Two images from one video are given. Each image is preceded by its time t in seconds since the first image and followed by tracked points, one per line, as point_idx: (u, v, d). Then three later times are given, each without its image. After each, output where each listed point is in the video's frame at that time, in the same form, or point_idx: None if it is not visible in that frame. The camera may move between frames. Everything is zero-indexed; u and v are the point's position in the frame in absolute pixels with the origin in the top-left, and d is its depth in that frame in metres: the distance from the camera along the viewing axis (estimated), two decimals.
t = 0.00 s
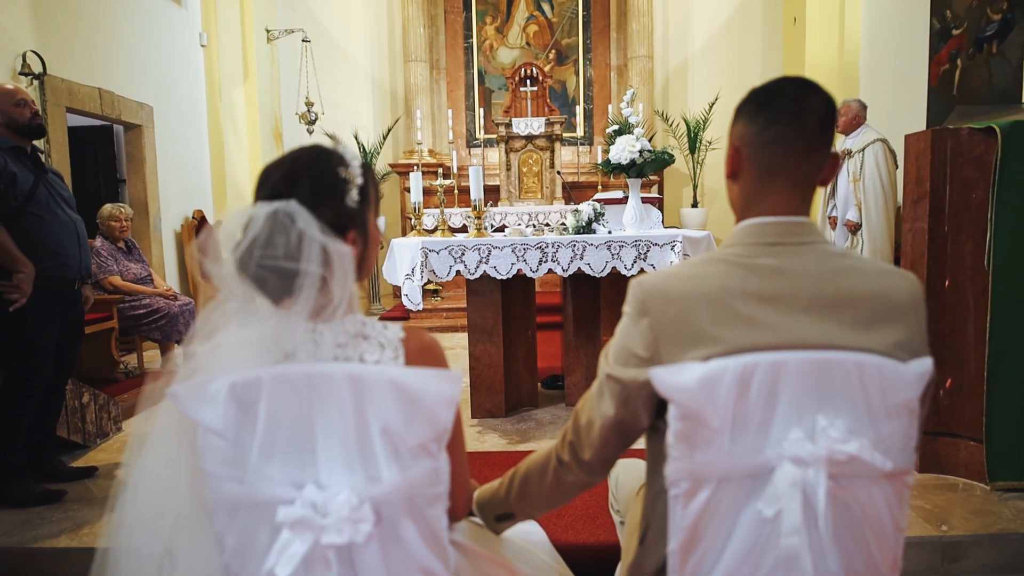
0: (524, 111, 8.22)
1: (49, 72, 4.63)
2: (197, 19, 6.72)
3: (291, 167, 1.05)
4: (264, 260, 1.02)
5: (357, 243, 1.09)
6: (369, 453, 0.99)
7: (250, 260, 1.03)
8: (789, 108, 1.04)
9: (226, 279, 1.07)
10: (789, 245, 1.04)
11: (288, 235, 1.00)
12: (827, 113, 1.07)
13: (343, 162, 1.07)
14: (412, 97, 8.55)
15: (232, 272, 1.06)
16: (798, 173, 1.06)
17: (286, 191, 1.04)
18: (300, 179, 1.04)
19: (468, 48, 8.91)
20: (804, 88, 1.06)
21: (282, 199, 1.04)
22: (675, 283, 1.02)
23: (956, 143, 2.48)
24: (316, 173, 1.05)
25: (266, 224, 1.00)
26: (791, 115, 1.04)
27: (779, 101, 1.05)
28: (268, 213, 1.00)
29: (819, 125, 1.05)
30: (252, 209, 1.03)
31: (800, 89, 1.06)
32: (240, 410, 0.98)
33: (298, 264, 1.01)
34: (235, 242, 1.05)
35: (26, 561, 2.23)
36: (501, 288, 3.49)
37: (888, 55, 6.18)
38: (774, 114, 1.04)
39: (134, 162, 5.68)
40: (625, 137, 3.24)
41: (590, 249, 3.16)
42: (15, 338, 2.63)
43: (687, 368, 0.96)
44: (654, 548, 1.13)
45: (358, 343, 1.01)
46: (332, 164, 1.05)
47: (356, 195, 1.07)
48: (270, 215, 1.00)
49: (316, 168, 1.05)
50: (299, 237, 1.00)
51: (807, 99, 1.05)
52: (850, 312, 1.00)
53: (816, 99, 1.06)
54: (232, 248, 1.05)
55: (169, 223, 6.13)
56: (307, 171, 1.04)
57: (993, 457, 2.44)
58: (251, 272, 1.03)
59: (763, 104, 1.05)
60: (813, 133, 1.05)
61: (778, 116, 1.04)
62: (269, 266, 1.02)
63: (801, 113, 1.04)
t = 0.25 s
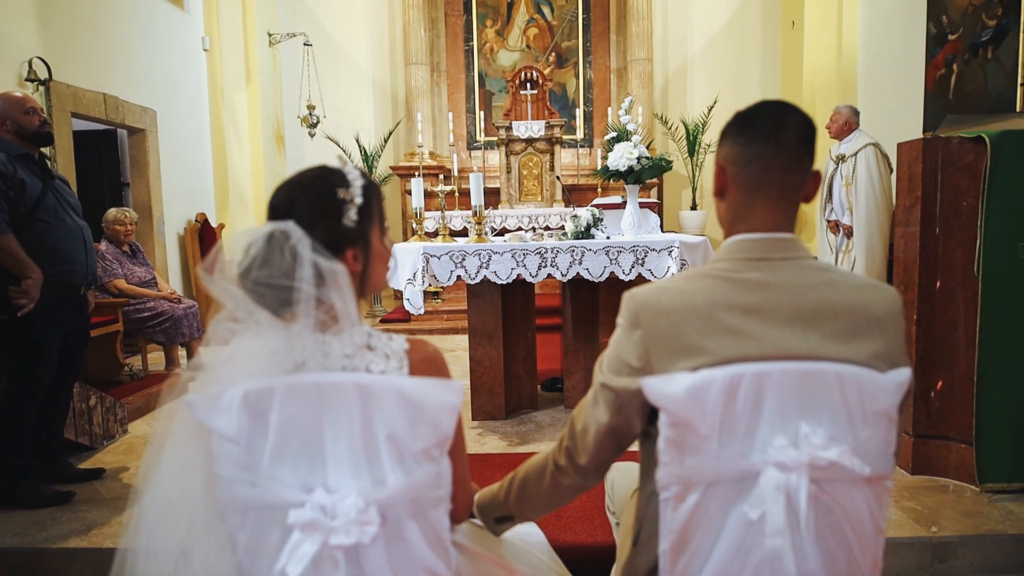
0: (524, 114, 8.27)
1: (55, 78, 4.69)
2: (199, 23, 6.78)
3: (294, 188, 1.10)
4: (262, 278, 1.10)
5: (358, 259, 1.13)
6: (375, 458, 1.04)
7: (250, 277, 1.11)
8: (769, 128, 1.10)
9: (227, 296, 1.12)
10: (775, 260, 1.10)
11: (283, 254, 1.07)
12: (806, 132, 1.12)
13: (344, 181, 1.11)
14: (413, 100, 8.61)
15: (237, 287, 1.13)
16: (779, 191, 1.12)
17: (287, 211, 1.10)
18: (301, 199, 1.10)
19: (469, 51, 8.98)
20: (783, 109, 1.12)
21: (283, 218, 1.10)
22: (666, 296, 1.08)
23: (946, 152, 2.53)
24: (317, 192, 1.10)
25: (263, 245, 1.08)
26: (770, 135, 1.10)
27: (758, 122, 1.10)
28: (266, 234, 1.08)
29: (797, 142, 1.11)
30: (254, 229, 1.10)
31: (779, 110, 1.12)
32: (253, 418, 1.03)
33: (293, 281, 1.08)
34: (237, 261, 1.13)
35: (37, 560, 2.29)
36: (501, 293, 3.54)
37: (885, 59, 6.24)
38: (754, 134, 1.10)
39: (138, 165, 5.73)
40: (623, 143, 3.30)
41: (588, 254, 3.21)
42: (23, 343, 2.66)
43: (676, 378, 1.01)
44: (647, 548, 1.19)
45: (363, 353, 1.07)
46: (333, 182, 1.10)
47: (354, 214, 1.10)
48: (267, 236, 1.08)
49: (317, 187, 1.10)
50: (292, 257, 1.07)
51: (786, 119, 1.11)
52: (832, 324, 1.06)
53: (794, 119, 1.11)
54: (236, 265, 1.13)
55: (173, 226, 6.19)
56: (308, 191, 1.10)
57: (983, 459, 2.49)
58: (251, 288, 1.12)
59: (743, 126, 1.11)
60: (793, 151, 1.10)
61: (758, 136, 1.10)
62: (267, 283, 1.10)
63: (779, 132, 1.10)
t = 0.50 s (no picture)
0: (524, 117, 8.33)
1: (60, 83, 4.75)
2: (202, 28, 6.84)
3: (302, 203, 1.16)
4: (270, 290, 1.16)
5: (362, 272, 1.17)
6: (381, 462, 1.09)
7: (259, 289, 1.16)
8: (755, 146, 1.15)
9: (237, 308, 1.17)
10: (763, 272, 1.15)
11: (290, 267, 1.12)
12: (791, 149, 1.18)
13: (349, 198, 1.16)
14: (413, 102, 8.67)
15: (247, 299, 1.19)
16: (766, 206, 1.17)
17: (294, 226, 1.15)
18: (308, 214, 1.15)
19: (469, 54, 9.04)
20: (769, 128, 1.17)
21: (291, 233, 1.16)
22: (659, 307, 1.13)
23: (938, 160, 2.58)
24: (323, 208, 1.15)
25: (271, 258, 1.13)
26: (756, 152, 1.15)
27: (745, 140, 1.16)
28: (273, 248, 1.13)
29: (784, 160, 1.16)
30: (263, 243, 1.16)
31: (766, 129, 1.17)
32: (265, 424, 1.08)
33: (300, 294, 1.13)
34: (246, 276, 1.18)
35: (47, 559, 2.34)
36: (501, 296, 3.59)
37: (883, 63, 6.29)
38: (741, 152, 1.15)
39: (142, 168, 5.79)
40: (621, 150, 3.35)
41: (587, 259, 3.26)
42: (27, 347, 2.67)
43: (668, 385, 1.06)
44: (641, 548, 1.24)
45: (369, 362, 1.12)
46: (339, 198, 1.15)
47: (358, 228, 1.15)
48: (274, 249, 1.13)
49: (323, 202, 1.15)
50: (299, 270, 1.12)
51: (772, 138, 1.16)
52: (817, 334, 1.11)
53: (779, 138, 1.16)
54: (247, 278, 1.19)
55: (176, 228, 6.24)
56: (314, 206, 1.15)
57: (973, 461, 2.54)
58: (261, 300, 1.17)
59: (731, 144, 1.17)
60: (778, 167, 1.15)
61: (745, 153, 1.15)
62: (274, 295, 1.15)
63: (765, 150, 1.15)
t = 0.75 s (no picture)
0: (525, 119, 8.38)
1: (65, 89, 4.80)
2: (204, 31, 6.89)
3: (312, 218, 1.21)
4: (283, 301, 1.21)
5: (369, 284, 1.23)
6: (389, 466, 1.15)
7: (272, 301, 1.22)
8: (745, 163, 1.21)
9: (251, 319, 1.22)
10: (753, 284, 1.20)
11: (302, 279, 1.18)
12: (779, 167, 1.23)
13: (357, 213, 1.21)
14: (414, 105, 8.72)
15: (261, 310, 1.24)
16: (755, 220, 1.22)
17: (305, 240, 1.21)
18: (318, 229, 1.20)
19: (470, 56, 9.09)
20: (757, 146, 1.22)
21: (302, 247, 1.21)
22: (653, 318, 1.18)
23: (930, 168, 2.64)
24: (332, 223, 1.20)
25: (283, 270, 1.19)
26: (745, 170, 1.20)
27: (735, 158, 1.21)
28: (286, 261, 1.19)
29: (772, 177, 1.21)
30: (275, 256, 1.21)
31: (755, 147, 1.22)
32: (277, 430, 1.13)
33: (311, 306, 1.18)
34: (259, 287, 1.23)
35: (59, 558, 2.39)
36: (502, 300, 3.65)
37: (880, 67, 6.34)
38: (731, 169, 1.21)
39: (146, 172, 5.84)
40: (620, 155, 3.40)
41: (587, 263, 3.31)
42: (35, 353, 2.72)
43: (662, 393, 1.11)
44: (637, 548, 1.29)
45: (377, 370, 1.17)
46: (348, 214, 1.20)
47: (365, 243, 1.20)
48: (287, 262, 1.18)
49: (332, 218, 1.20)
50: (310, 283, 1.17)
51: (760, 155, 1.22)
52: (804, 343, 1.16)
53: (768, 155, 1.22)
54: (260, 289, 1.24)
55: (179, 231, 6.29)
56: (325, 221, 1.20)
57: (965, 463, 2.59)
58: (273, 311, 1.22)
59: (722, 161, 1.22)
60: (766, 184, 1.21)
61: (735, 171, 1.21)
62: (287, 306, 1.21)
63: (754, 167, 1.20)
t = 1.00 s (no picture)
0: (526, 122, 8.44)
1: (72, 94, 4.86)
2: (208, 36, 6.94)
3: (325, 233, 1.26)
4: (296, 313, 1.26)
5: (379, 296, 1.28)
6: (397, 470, 1.20)
7: (286, 313, 1.27)
8: (737, 180, 1.26)
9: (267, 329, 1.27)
10: (745, 297, 1.25)
11: (315, 292, 1.23)
12: (770, 183, 1.28)
13: (368, 229, 1.27)
14: (416, 107, 8.77)
15: (276, 322, 1.29)
16: (748, 234, 1.28)
17: (318, 254, 1.26)
18: (330, 244, 1.26)
19: (471, 59, 9.15)
20: (749, 163, 1.28)
21: (315, 261, 1.27)
22: (650, 329, 1.23)
23: (924, 175, 2.69)
24: (344, 238, 1.26)
25: (297, 282, 1.24)
26: (737, 187, 1.26)
27: (729, 175, 1.26)
28: (299, 274, 1.24)
29: (764, 194, 1.27)
30: (289, 270, 1.27)
31: (746, 165, 1.28)
32: (291, 437, 1.19)
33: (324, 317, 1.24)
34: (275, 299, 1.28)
35: (71, 558, 2.45)
36: (504, 304, 3.70)
37: (878, 71, 6.39)
38: (724, 187, 1.26)
39: (151, 175, 5.90)
40: (619, 162, 3.46)
41: (587, 268, 3.36)
42: (46, 357, 2.78)
43: (658, 401, 1.16)
44: (634, 548, 1.35)
45: (386, 379, 1.22)
46: (358, 230, 1.26)
47: (376, 257, 1.26)
48: (301, 275, 1.24)
49: (344, 234, 1.26)
50: (323, 295, 1.23)
51: (752, 173, 1.27)
52: (794, 353, 1.21)
53: (759, 172, 1.27)
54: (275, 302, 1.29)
55: (183, 234, 6.35)
56: (337, 236, 1.26)
57: (957, 465, 2.64)
58: (288, 323, 1.27)
59: (715, 179, 1.28)
60: (758, 200, 1.26)
61: (727, 188, 1.26)
62: (300, 318, 1.26)
63: (746, 184, 1.26)
